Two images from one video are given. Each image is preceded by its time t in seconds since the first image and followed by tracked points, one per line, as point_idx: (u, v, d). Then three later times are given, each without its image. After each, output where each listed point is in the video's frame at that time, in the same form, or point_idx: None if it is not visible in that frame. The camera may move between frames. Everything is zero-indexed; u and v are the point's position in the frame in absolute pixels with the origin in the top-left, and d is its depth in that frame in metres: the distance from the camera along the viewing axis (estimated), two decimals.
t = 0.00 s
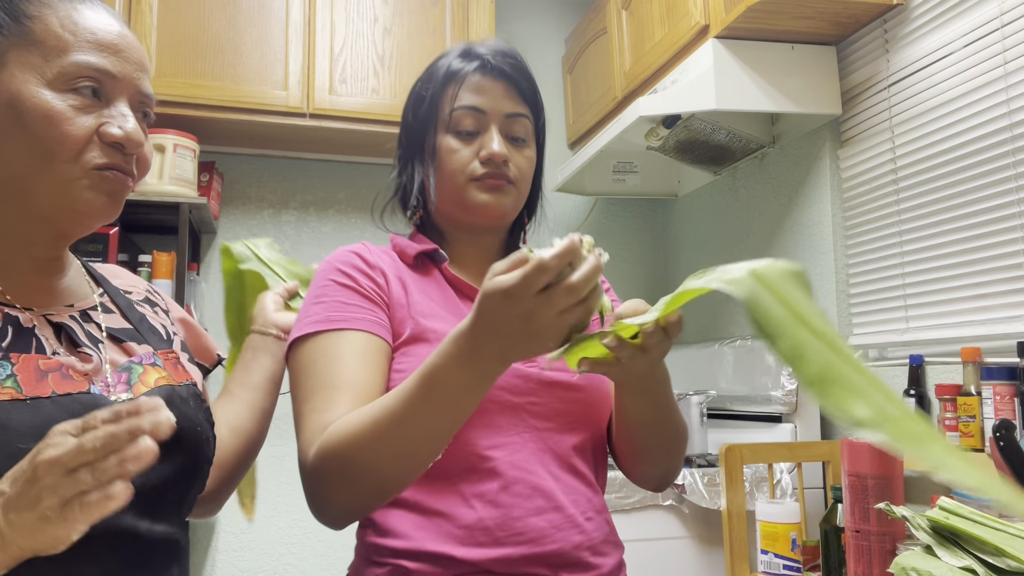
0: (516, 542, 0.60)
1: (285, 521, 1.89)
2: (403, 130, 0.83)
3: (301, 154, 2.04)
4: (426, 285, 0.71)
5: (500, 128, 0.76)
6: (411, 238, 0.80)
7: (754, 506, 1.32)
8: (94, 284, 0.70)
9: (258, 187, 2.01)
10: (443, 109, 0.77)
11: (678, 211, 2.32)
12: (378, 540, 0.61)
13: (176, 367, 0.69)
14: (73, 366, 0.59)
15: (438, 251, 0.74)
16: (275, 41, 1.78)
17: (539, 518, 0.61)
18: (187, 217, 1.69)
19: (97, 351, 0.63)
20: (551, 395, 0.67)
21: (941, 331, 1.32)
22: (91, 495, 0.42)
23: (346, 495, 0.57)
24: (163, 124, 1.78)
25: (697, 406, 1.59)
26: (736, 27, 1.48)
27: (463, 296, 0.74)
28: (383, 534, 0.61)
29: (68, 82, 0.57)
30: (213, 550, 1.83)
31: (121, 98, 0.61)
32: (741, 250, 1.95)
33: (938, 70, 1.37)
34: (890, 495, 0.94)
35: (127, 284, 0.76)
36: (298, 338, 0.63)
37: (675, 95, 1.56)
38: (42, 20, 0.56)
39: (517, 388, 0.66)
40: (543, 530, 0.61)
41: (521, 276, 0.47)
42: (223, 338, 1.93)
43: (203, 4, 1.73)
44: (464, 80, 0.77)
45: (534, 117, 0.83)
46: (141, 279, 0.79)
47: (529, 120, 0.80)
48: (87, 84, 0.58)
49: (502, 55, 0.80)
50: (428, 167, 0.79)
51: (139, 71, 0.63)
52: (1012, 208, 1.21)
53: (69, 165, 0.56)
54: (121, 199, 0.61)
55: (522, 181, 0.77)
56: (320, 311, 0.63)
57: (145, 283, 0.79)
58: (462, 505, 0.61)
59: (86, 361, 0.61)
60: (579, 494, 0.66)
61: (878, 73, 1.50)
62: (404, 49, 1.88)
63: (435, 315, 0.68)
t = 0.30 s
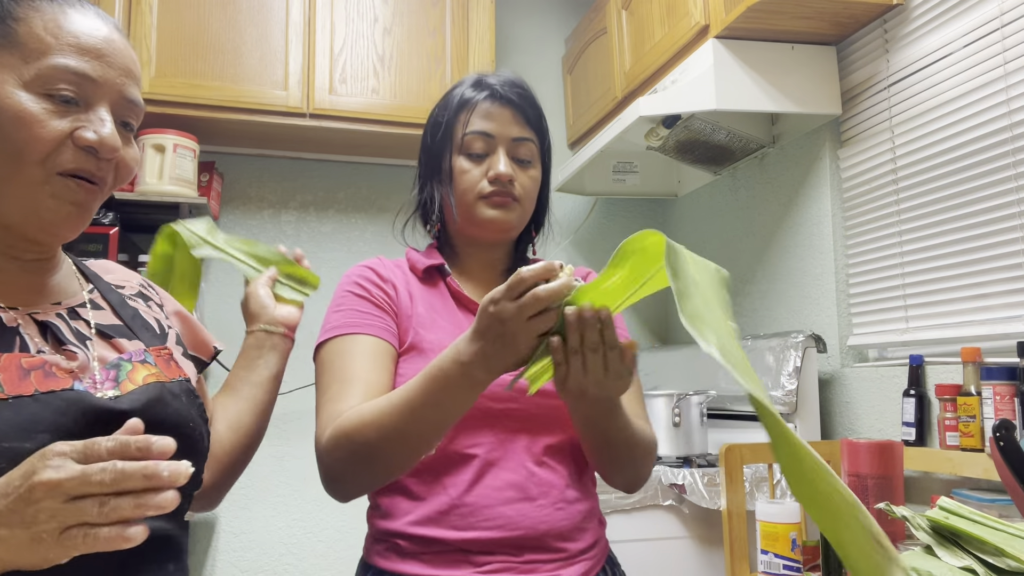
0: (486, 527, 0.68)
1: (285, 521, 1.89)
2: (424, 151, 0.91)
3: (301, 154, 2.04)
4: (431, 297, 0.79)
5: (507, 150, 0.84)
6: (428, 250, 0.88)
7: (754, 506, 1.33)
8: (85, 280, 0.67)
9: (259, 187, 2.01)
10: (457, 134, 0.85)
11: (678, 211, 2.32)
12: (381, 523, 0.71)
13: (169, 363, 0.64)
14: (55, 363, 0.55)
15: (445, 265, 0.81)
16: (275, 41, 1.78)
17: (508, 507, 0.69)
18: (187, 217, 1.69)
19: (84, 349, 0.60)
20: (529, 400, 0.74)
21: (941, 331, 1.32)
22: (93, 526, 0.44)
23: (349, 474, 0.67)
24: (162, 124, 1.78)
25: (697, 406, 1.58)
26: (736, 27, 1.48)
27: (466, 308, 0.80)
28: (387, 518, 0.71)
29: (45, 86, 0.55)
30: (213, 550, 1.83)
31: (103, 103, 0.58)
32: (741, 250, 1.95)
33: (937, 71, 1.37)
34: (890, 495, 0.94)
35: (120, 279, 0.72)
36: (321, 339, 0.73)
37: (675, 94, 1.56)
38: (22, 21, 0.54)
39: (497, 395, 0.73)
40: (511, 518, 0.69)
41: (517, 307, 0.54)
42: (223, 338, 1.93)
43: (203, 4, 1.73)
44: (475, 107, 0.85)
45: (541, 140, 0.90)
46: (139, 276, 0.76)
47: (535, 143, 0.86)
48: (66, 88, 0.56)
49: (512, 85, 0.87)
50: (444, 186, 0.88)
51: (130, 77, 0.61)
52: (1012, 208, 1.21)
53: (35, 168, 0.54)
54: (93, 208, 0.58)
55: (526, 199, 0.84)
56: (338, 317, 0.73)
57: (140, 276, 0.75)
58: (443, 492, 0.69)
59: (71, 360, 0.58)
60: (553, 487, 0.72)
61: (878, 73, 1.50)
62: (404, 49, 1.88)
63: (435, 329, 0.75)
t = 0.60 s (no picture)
0: (447, 514, 0.73)
1: (285, 521, 1.89)
2: (405, 163, 0.97)
3: (301, 154, 2.04)
4: (405, 297, 0.85)
5: (483, 164, 0.90)
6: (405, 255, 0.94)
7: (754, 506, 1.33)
8: (63, 281, 0.69)
9: (259, 187, 2.01)
10: (436, 147, 0.91)
11: (678, 210, 2.33)
12: (352, 512, 0.77)
13: (144, 368, 0.69)
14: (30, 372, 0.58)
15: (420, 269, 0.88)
16: (275, 41, 1.78)
17: (468, 496, 0.74)
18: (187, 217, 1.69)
19: (62, 353, 0.63)
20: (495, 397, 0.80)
21: (941, 331, 1.32)
22: None
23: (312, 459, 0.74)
24: (162, 124, 1.78)
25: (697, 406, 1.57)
26: (736, 27, 1.48)
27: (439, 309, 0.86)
28: (357, 507, 0.77)
29: (50, 78, 0.55)
30: (213, 550, 1.83)
31: (106, 101, 0.59)
32: (741, 250, 1.95)
33: (937, 71, 1.37)
34: (890, 495, 0.94)
35: (95, 272, 0.76)
36: (301, 337, 0.80)
37: (675, 95, 1.56)
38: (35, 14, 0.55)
39: (466, 392, 0.79)
40: (471, 506, 0.74)
41: (479, 312, 0.66)
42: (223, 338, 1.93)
43: (203, 4, 1.73)
44: (453, 122, 0.91)
45: (517, 155, 0.96)
46: (110, 268, 0.79)
47: (509, 159, 0.92)
48: (72, 84, 0.56)
49: (489, 103, 0.93)
50: (422, 196, 0.94)
51: (135, 79, 0.62)
52: (1012, 208, 1.21)
53: (28, 157, 0.53)
54: (85, 205, 0.58)
55: (500, 211, 0.91)
56: (316, 317, 0.80)
57: (112, 270, 0.79)
58: (410, 483, 0.75)
59: (48, 366, 0.61)
60: (513, 479, 0.77)
61: (878, 73, 1.51)
62: (404, 49, 1.88)
63: (408, 328, 0.82)
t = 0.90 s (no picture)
0: (395, 506, 0.78)
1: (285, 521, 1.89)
2: (361, 170, 1.00)
3: (302, 154, 2.04)
4: (358, 302, 0.89)
5: (438, 173, 0.93)
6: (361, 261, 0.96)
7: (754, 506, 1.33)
8: (64, 290, 0.69)
9: (258, 187, 2.01)
10: (394, 155, 0.94)
11: (678, 210, 2.33)
12: (301, 503, 0.81)
13: (147, 384, 0.69)
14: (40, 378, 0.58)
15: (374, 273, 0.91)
16: (275, 41, 1.78)
17: (416, 489, 0.79)
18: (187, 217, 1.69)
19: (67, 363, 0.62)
20: (447, 395, 0.84)
21: (941, 331, 1.32)
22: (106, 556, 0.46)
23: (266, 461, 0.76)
24: (162, 124, 1.78)
25: (697, 406, 1.57)
26: (737, 27, 1.48)
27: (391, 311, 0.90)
28: (307, 499, 0.81)
29: None
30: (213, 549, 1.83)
31: (21, 68, 0.55)
32: (741, 250, 1.95)
33: (937, 71, 1.37)
34: (890, 495, 0.94)
35: (90, 284, 0.75)
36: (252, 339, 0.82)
37: (675, 95, 1.56)
38: None
39: (418, 391, 0.82)
40: (418, 499, 0.79)
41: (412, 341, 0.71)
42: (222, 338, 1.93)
43: (204, 4, 1.73)
44: (411, 132, 0.94)
45: (471, 167, 1.00)
46: (107, 281, 0.79)
47: (463, 169, 0.96)
48: None
49: (445, 115, 0.97)
50: (379, 202, 0.96)
51: (54, 38, 0.57)
52: (1012, 207, 1.21)
53: None
54: (16, 182, 0.54)
55: (454, 219, 0.94)
56: (268, 320, 0.82)
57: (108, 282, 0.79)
58: (359, 476, 0.79)
59: (55, 374, 0.61)
60: (459, 472, 0.82)
61: (878, 73, 1.51)
62: (404, 49, 1.88)
63: (360, 331, 0.86)
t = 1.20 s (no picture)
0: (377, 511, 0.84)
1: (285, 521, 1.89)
2: (338, 179, 1.05)
3: (302, 154, 2.04)
4: (333, 310, 0.92)
5: (414, 189, 0.99)
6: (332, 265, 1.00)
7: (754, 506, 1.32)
8: (66, 293, 0.68)
9: (258, 187, 2.01)
10: (372, 169, 1.00)
11: (678, 210, 2.33)
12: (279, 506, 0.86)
13: (142, 387, 0.67)
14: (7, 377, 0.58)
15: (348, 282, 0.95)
16: (275, 42, 1.78)
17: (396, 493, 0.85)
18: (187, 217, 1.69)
19: (49, 363, 0.61)
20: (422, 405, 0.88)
21: (941, 331, 1.32)
22: None
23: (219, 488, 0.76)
24: (162, 124, 1.78)
25: (697, 406, 1.57)
26: (737, 27, 1.48)
27: (364, 319, 0.94)
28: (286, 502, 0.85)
29: None
30: (213, 550, 1.83)
31: (51, 93, 0.56)
32: (742, 250, 1.95)
33: (937, 71, 1.37)
34: (890, 495, 0.94)
35: (108, 294, 0.73)
36: (229, 344, 0.85)
37: (675, 94, 1.56)
38: None
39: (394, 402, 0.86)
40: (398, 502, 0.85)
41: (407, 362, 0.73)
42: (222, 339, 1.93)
43: (204, 4, 1.73)
44: (391, 148, 1.00)
45: (443, 184, 1.06)
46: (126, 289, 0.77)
47: (437, 185, 1.03)
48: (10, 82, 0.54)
49: (422, 133, 1.02)
50: (355, 213, 1.02)
51: (85, 65, 0.58)
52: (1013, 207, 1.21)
53: None
54: (49, 202, 0.57)
55: (427, 232, 1.00)
56: (245, 327, 0.85)
57: (132, 292, 0.77)
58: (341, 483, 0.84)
59: (32, 371, 0.60)
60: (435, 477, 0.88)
61: (878, 73, 1.51)
62: (404, 49, 1.88)
63: (336, 338, 0.90)
